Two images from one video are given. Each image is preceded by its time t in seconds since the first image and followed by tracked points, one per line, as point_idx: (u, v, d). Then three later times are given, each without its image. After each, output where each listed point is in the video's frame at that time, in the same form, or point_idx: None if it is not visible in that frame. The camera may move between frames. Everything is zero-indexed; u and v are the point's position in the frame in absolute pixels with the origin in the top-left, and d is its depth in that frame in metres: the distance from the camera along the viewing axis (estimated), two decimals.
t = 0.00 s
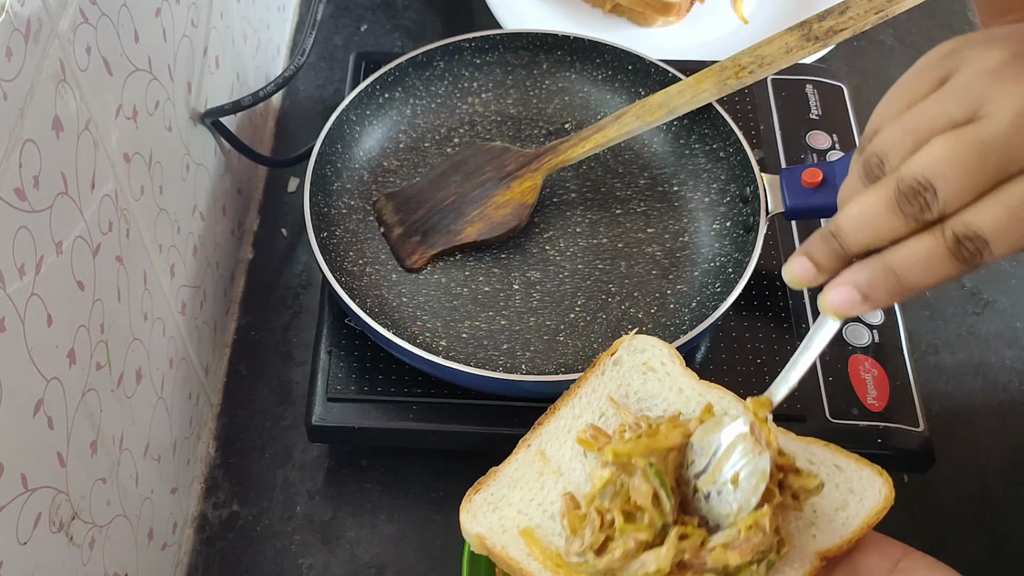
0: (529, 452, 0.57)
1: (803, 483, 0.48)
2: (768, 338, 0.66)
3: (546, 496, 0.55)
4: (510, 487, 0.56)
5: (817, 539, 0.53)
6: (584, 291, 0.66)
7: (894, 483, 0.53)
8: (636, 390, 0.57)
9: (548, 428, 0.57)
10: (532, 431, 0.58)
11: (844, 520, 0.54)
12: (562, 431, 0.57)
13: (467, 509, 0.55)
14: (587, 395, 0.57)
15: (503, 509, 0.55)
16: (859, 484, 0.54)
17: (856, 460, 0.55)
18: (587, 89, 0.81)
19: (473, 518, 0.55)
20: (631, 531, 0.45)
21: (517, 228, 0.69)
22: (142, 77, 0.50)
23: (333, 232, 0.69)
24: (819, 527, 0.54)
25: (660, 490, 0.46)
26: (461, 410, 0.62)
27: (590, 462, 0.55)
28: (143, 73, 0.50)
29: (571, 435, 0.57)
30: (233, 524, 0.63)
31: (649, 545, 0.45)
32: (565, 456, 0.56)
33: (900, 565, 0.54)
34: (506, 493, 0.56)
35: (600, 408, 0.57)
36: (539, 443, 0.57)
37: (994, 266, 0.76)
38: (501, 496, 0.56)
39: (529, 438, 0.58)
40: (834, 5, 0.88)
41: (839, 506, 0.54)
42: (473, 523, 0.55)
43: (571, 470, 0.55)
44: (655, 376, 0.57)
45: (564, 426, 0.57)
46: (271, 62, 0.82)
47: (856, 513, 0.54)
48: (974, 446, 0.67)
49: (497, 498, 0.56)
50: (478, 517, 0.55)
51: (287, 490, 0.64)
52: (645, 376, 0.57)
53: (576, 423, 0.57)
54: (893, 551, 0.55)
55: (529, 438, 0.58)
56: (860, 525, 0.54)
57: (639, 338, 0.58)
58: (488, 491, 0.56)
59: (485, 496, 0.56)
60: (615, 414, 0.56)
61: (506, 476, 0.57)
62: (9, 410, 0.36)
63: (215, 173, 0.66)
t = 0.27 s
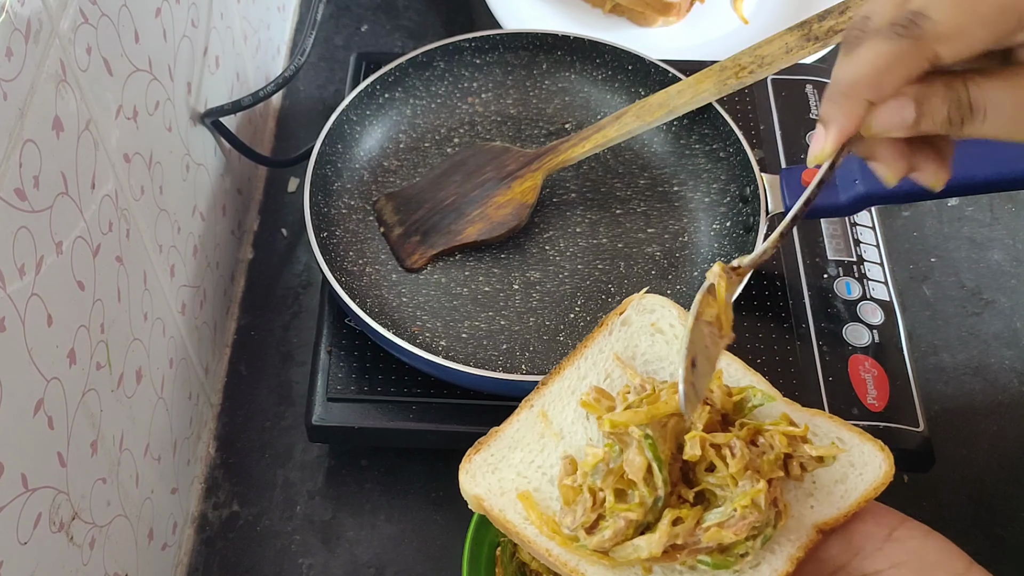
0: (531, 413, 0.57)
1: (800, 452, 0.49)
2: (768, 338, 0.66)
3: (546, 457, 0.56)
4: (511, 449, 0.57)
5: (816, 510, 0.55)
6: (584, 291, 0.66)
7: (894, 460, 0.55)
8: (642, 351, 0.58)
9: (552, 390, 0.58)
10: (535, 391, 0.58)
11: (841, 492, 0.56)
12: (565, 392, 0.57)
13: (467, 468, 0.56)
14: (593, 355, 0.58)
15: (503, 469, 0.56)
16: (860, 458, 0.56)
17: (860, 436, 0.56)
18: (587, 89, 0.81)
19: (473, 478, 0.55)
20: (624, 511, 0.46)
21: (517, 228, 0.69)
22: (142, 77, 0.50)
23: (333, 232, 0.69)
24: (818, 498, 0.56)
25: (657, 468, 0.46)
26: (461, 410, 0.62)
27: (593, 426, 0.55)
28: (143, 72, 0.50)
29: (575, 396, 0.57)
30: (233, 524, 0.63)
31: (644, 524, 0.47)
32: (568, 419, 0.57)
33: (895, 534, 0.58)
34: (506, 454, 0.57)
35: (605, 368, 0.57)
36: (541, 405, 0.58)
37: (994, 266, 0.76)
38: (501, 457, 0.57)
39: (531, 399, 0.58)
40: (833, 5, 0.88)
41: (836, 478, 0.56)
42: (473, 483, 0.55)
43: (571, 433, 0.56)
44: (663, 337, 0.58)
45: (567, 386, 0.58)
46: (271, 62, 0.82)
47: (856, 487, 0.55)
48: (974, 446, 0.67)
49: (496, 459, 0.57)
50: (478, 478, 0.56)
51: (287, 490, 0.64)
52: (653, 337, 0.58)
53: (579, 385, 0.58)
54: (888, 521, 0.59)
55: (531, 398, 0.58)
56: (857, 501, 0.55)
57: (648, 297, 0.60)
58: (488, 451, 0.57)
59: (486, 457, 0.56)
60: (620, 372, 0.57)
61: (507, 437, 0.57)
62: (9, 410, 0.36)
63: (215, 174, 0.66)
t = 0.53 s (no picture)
0: (542, 386, 0.56)
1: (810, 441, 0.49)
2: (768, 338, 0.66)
3: (554, 433, 0.55)
4: (519, 422, 0.56)
5: (814, 500, 0.55)
6: (584, 291, 0.66)
7: (894, 450, 0.55)
8: (654, 333, 0.55)
9: (563, 364, 0.56)
10: (546, 366, 0.57)
11: (842, 482, 0.56)
12: (576, 366, 0.56)
13: (476, 438, 0.55)
14: (605, 334, 0.56)
15: (512, 441, 0.55)
16: (864, 449, 0.55)
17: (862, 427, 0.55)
18: (587, 89, 0.81)
19: (480, 448, 0.55)
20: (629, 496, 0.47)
21: (517, 228, 0.69)
22: (142, 77, 0.50)
23: (333, 232, 0.68)
24: (818, 486, 0.56)
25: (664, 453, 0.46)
26: (461, 410, 0.62)
27: (602, 404, 0.54)
28: (143, 72, 0.50)
29: (585, 370, 0.56)
30: (233, 524, 0.63)
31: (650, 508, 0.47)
32: (577, 394, 0.55)
33: (891, 523, 0.58)
34: (515, 427, 0.55)
35: (617, 347, 0.56)
36: (552, 378, 0.56)
37: (994, 266, 0.76)
38: (511, 428, 0.55)
39: (542, 372, 0.56)
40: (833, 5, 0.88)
41: (838, 468, 0.56)
42: (480, 453, 0.54)
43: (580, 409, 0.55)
44: (674, 320, 0.55)
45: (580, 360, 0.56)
46: (271, 62, 0.82)
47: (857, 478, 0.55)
48: (974, 447, 0.67)
49: (505, 431, 0.55)
50: (486, 448, 0.55)
51: (287, 491, 0.64)
52: (664, 320, 0.55)
53: (590, 359, 0.56)
54: (886, 509, 0.59)
55: (542, 372, 0.56)
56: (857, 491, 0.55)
57: (661, 279, 0.57)
58: (497, 423, 0.56)
59: (495, 427, 0.55)
60: (631, 351, 0.55)
61: (516, 409, 0.56)
62: (8, 410, 0.36)
63: (215, 174, 0.66)
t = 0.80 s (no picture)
0: (551, 387, 0.57)
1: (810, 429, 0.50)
2: (769, 338, 0.66)
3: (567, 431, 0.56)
4: (531, 422, 0.56)
5: (829, 493, 0.56)
6: (584, 291, 0.66)
7: (905, 441, 0.56)
8: (652, 337, 0.59)
9: (570, 364, 0.57)
10: (554, 366, 0.58)
11: (856, 474, 0.57)
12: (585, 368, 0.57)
13: (487, 439, 0.55)
14: (608, 335, 0.58)
15: (524, 442, 0.55)
16: (873, 439, 0.57)
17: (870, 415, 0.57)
18: (587, 89, 0.81)
19: (493, 449, 0.55)
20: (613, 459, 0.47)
21: (517, 228, 0.69)
22: (142, 77, 0.50)
23: (333, 232, 0.68)
24: (832, 480, 0.56)
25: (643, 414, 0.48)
26: (461, 410, 0.62)
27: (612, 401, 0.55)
28: (143, 73, 0.50)
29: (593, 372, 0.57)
30: (233, 524, 0.63)
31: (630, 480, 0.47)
32: (586, 394, 0.56)
33: (904, 518, 0.59)
34: (527, 427, 0.56)
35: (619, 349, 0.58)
36: (560, 379, 0.57)
37: (994, 266, 0.76)
38: (522, 428, 0.56)
39: (551, 373, 0.58)
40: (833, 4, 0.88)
41: (850, 460, 0.57)
42: (493, 454, 0.55)
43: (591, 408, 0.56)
44: (671, 324, 0.59)
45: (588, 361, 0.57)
46: (271, 62, 0.82)
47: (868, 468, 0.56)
48: (974, 447, 0.67)
49: (516, 431, 0.56)
50: (498, 449, 0.55)
51: (287, 491, 0.64)
52: (662, 323, 0.59)
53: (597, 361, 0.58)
54: (898, 504, 0.59)
55: (551, 372, 0.58)
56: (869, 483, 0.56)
57: (656, 286, 0.61)
58: (509, 422, 0.56)
59: (506, 428, 0.56)
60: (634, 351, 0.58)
61: (528, 410, 0.57)
62: (9, 410, 0.36)
63: (214, 174, 0.66)
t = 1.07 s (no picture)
0: (573, 364, 0.57)
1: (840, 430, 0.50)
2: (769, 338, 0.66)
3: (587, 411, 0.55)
4: (551, 400, 0.56)
5: (843, 491, 0.56)
6: (584, 291, 0.66)
7: (920, 442, 0.56)
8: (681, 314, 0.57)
9: (592, 342, 0.57)
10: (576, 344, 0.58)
11: (870, 472, 0.56)
12: (607, 346, 0.57)
13: (505, 417, 0.55)
14: (632, 313, 0.58)
15: (541, 421, 0.55)
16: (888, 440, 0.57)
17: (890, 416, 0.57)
18: (587, 89, 0.81)
19: (511, 427, 0.55)
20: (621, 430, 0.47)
21: (517, 228, 0.69)
22: (142, 77, 0.50)
23: (333, 232, 0.68)
24: (846, 477, 0.56)
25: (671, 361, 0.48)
26: (461, 410, 0.62)
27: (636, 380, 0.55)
28: (143, 72, 0.50)
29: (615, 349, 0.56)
30: (233, 524, 0.63)
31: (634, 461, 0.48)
32: (608, 370, 0.56)
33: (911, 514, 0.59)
34: (545, 406, 0.56)
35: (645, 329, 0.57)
36: (582, 356, 0.57)
37: (994, 266, 0.76)
38: (540, 407, 0.56)
39: (572, 351, 0.57)
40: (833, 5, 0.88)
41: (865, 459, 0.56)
42: (510, 433, 0.55)
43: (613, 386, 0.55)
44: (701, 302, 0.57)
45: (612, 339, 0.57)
46: (271, 62, 0.82)
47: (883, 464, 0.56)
48: (974, 447, 0.67)
49: (534, 409, 0.56)
50: (516, 427, 0.55)
51: (287, 490, 0.64)
52: (691, 300, 0.57)
53: (621, 337, 0.57)
54: (905, 500, 0.59)
55: (573, 350, 0.57)
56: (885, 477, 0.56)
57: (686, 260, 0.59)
58: (528, 400, 0.56)
59: (525, 405, 0.56)
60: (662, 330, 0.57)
61: (547, 388, 0.56)
62: (8, 411, 0.36)
63: (215, 174, 0.66)
